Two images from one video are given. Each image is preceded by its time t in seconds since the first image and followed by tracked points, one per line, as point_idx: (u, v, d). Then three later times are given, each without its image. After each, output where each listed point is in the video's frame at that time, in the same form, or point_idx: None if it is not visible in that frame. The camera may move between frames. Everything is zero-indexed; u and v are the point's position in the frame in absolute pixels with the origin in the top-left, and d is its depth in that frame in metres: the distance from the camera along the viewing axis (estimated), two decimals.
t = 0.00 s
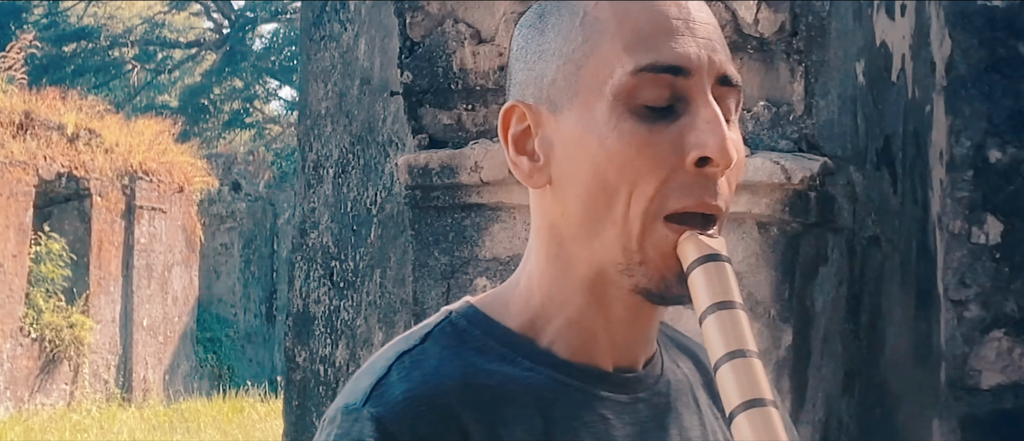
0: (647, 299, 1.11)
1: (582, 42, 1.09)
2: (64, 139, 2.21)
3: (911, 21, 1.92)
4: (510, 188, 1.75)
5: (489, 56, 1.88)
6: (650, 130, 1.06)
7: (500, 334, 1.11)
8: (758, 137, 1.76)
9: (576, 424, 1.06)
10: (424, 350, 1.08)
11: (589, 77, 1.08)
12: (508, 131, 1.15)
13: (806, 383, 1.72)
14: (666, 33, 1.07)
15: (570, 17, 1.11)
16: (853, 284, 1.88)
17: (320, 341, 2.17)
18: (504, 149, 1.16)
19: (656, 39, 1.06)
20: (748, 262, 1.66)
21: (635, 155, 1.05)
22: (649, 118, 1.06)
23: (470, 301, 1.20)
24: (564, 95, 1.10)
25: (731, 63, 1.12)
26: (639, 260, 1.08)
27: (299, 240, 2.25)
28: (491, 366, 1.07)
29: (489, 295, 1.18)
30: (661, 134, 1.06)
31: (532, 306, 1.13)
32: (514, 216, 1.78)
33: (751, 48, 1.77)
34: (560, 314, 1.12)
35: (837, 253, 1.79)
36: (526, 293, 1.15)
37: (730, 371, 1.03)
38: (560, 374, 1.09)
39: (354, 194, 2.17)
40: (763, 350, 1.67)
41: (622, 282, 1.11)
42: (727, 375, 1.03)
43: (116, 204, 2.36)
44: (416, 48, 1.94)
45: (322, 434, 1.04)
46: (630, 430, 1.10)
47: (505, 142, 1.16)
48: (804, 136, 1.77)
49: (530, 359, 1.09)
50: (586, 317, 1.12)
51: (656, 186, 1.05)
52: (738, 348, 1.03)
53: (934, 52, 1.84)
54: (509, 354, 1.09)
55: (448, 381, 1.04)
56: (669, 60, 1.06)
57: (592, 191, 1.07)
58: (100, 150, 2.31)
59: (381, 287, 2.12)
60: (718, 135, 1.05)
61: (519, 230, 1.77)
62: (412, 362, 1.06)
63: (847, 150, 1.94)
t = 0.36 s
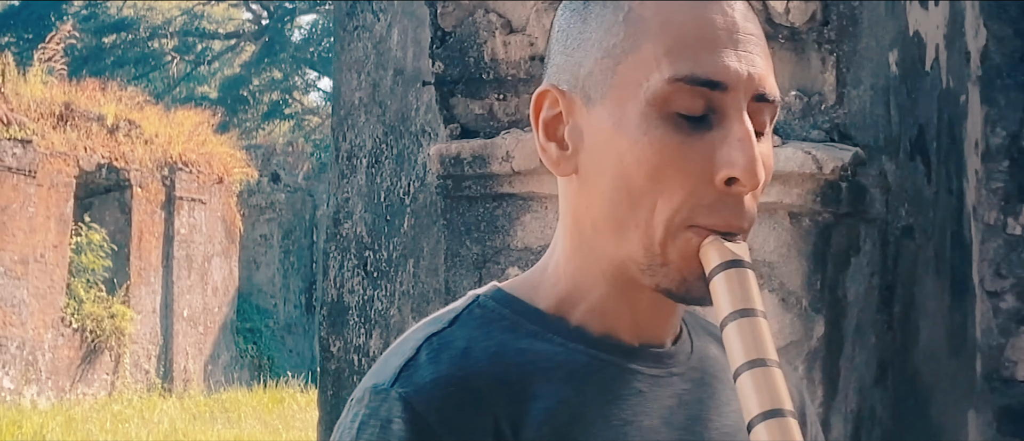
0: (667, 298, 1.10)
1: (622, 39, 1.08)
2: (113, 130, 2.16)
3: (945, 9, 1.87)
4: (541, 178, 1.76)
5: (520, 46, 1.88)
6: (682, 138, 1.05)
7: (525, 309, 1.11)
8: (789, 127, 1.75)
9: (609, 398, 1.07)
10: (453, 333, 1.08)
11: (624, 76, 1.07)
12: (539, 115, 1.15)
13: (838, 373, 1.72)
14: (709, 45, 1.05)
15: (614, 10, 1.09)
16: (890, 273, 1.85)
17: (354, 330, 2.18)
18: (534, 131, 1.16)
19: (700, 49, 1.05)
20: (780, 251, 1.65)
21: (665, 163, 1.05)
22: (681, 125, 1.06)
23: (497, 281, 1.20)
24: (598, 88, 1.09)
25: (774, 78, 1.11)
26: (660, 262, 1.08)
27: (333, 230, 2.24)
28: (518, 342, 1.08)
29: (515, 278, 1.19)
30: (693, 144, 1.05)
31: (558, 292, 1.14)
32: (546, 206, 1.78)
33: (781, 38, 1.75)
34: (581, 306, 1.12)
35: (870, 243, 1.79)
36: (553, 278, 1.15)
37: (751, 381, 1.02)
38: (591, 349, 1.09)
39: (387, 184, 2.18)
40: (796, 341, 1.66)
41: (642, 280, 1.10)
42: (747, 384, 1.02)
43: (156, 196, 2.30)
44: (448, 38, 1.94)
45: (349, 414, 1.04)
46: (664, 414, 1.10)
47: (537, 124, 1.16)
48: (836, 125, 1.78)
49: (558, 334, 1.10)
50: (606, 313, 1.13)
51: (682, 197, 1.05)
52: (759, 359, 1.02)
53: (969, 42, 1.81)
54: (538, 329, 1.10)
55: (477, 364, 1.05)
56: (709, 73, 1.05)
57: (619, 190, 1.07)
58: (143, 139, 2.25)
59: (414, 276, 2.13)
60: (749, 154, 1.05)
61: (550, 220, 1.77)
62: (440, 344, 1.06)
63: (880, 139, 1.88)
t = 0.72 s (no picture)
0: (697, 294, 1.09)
1: (651, 34, 1.08)
2: (134, 124, 2.68)
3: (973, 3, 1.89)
4: (565, 170, 1.76)
5: (544, 39, 1.88)
6: (712, 132, 1.04)
7: (551, 309, 1.10)
8: (814, 120, 1.75)
9: (636, 401, 1.06)
10: (480, 334, 1.06)
11: (654, 70, 1.07)
12: (569, 111, 1.15)
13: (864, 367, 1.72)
14: (739, 39, 1.05)
15: (644, 6, 1.09)
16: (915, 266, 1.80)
17: (380, 323, 2.20)
18: (563, 128, 1.16)
19: (729, 43, 1.05)
20: (804, 244, 1.66)
21: (695, 156, 1.04)
22: (710, 119, 1.05)
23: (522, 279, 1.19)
24: (627, 83, 1.09)
25: (803, 77, 1.10)
26: (690, 257, 1.06)
27: (359, 224, 2.26)
28: (544, 344, 1.06)
29: (540, 274, 1.17)
30: (723, 138, 1.04)
31: (584, 289, 1.12)
32: (570, 199, 1.78)
33: (805, 30, 1.75)
34: (609, 303, 1.11)
35: (896, 236, 1.75)
36: (580, 275, 1.14)
37: (781, 378, 1.03)
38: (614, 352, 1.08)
39: (413, 178, 2.19)
40: (820, 334, 1.66)
41: (672, 276, 1.09)
42: (779, 381, 1.03)
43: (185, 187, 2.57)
44: (472, 32, 1.94)
45: (375, 415, 1.03)
46: (695, 424, 1.09)
47: (566, 121, 1.16)
48: (859, 118, 1.75)
49: (585, 336, 1.08)
50: (634, 309, 1.11)
51: (713, 191, 1.04)
52: (790, 354, 1.03)
53: (996, 35, 1.85)
54: (563, 331, 1.08)
55: (505, 369, 1.03)
56: (739, 68, 1.05)
57: (648, 185, 1.06)
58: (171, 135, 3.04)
59: (440, 270, 2.13)
60: (779, 149, 1.04)
61: (575, 213, 1.77)
62: (467, 346, 1.05)
63: (904, 131, 1.82)
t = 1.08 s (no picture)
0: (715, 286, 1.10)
1: (666, 29, 1.07)
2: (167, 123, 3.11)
3: None
4: (589, 165, 1.76)
5: (567, 35, 1.88)
6: (726, 125, 1.05)
7: (568, 302, 1.10)
8: (837, 114, 1.74)
9: (657, 393, 1.06)
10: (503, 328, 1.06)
11: (669, 64, 1.06)
12: (585, 104, 1.15)
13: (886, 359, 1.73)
14: (753, 33, 1.05)
15: None
16: (938, 259, 1.79)
17: (405, 319, 2.21)
18: (580, 121, 1.16)
19: (743, 36, 1.05)
20: (827, 238, 1.66)
21: (710, 149, 1.04)
22: (724, 113, 1.05)
23: (539, 273, 1.19)
24: (642, 77, 1.09)
25: (819, 71, 1.11)
26: (705, 249, 1.07)
27: (383, 220, 2.26)
28: (562, 338, 1.06)
29: (558, 267, 1.17)
30: (738, 131, 1.05)
31: (600, 282, 1.13)
32: (594, 194, 1.78)
33: (829, 25, 1.74)
34: (626, 296, 1.11)
35: (918, 230, 1.76)
36: (597, 269, 1.15)
37: (798, 365, 1.03)
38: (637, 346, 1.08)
39: (438, 174, 2.21)
40: (843, 329, 1.66)
41: (689, 270, 1.09)
42: (796, 368, 1.03)
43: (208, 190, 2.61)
44: (496, 28, 1.95)
45: (397, 407, 1.04)
46: (714, 412, 1.09)
47: (583, 113, 1.16)
48: (883, 111, 1.77)
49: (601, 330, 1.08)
50: (651, 302, 1.11)
51: (728, 184, 1.04)
52: (806, 341, 1.04)
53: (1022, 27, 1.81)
54: (577, 325, 1.08)
55: (522, 359, 1.03)
56: (754, 61, 1.05)
57: (664, 178, 1.06)
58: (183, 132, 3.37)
59: (465, 265, 2.14)
60: (792, 142, 1.04)
61: (598, 208, 1.78)
62: (492, 335, 1.05)
63: (928, 124, 1.82)
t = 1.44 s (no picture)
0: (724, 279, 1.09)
1: (672, 25, 1.07)
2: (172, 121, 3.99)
3: None
4: (598, 165, 1.77)
5: (576, 34, 1.88)
6: (734, 121, 1.05)
7: (577, 300, 1.10)
8: (845, 112, 1.75)
9: (664, 388, 1.06)
10: (513, 324, 1.06)
11: (676, 61, 1.06)
12: (593, 101, 1.15)
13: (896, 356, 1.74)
14: (760, 28, 1.05)
15: None
16: (947, 258, 1.78)
17: (414, 318, 2.22)
18: (587, 118, 1.15)
19: (749, 32, 1.05)
20: (836, 236, 1.67)
21: (716, 146, 1.04)
22: (731, 108, 1.05)
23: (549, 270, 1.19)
24: (650, 74, 1.08)
25: (825, 64, 1.10)
26: (713, 244, 1.06)
27: (393, 219, 2.27)
28: (573, 333, 1.07)
29: (567, 265, 1.18)
30: (744, 127, 1.05)
31: (609, 279, 1.13)
32: (603, 193, 1.79)
33: (837, 22, 1.76)
34: (635, 292, 1.11)
35: (927, 227, 1.76)
36: (606, 265, 1.14)
37: (807, 358, 1.03)
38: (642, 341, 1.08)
39: (446, 172, 2.20)
40: (853, 326, 1.68)
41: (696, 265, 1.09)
42: (803, 361, 1.03)
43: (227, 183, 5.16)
44: (504, 27, 1.95)
45: (407, 403, 1.04)
46: (723, 409, 1.08)
47: (590, 111, 1.15)
48: (892, 110, 1.77)
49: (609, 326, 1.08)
50: (659, 298, 1.11)
51: (735, 180, 1.04)
52: (815, 333, 1.03)
53: None
54: (587, 320, 1.08)
55: (532, 352, 1.04)
56: (760, 57, 1.04)
57: (671, 174, 1.06)
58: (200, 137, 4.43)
59: (474, 264, 2.15)
60: (799, 136, 1.04)
61: (607, 207, 1.78)
62: (498, 333, 1.05)
63: (937, 123, 1.81)
